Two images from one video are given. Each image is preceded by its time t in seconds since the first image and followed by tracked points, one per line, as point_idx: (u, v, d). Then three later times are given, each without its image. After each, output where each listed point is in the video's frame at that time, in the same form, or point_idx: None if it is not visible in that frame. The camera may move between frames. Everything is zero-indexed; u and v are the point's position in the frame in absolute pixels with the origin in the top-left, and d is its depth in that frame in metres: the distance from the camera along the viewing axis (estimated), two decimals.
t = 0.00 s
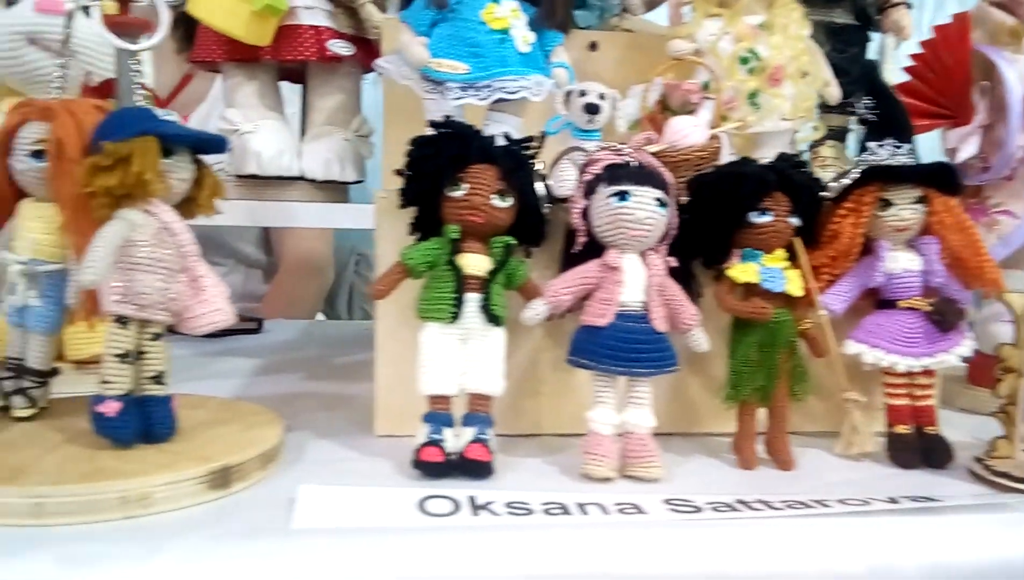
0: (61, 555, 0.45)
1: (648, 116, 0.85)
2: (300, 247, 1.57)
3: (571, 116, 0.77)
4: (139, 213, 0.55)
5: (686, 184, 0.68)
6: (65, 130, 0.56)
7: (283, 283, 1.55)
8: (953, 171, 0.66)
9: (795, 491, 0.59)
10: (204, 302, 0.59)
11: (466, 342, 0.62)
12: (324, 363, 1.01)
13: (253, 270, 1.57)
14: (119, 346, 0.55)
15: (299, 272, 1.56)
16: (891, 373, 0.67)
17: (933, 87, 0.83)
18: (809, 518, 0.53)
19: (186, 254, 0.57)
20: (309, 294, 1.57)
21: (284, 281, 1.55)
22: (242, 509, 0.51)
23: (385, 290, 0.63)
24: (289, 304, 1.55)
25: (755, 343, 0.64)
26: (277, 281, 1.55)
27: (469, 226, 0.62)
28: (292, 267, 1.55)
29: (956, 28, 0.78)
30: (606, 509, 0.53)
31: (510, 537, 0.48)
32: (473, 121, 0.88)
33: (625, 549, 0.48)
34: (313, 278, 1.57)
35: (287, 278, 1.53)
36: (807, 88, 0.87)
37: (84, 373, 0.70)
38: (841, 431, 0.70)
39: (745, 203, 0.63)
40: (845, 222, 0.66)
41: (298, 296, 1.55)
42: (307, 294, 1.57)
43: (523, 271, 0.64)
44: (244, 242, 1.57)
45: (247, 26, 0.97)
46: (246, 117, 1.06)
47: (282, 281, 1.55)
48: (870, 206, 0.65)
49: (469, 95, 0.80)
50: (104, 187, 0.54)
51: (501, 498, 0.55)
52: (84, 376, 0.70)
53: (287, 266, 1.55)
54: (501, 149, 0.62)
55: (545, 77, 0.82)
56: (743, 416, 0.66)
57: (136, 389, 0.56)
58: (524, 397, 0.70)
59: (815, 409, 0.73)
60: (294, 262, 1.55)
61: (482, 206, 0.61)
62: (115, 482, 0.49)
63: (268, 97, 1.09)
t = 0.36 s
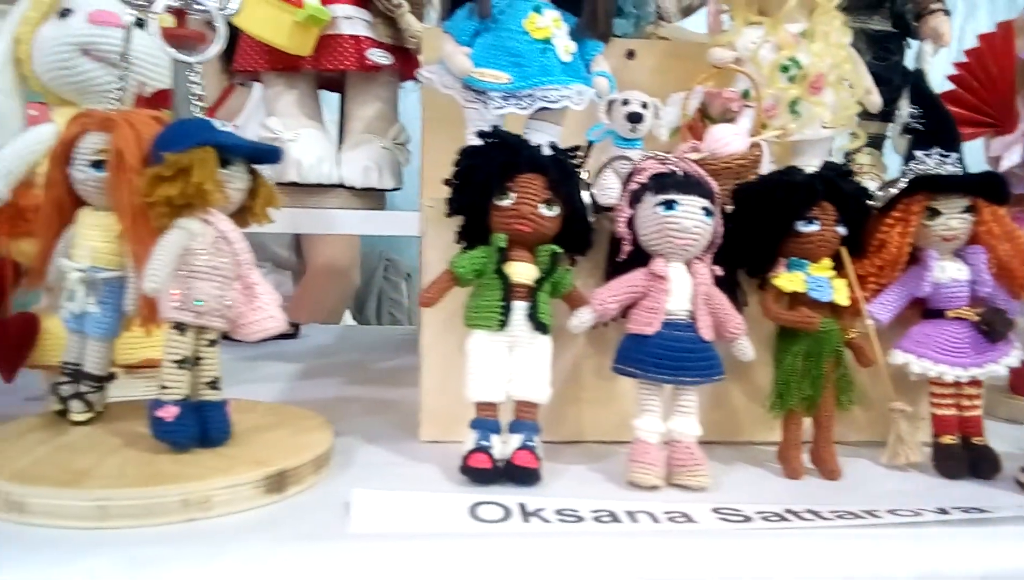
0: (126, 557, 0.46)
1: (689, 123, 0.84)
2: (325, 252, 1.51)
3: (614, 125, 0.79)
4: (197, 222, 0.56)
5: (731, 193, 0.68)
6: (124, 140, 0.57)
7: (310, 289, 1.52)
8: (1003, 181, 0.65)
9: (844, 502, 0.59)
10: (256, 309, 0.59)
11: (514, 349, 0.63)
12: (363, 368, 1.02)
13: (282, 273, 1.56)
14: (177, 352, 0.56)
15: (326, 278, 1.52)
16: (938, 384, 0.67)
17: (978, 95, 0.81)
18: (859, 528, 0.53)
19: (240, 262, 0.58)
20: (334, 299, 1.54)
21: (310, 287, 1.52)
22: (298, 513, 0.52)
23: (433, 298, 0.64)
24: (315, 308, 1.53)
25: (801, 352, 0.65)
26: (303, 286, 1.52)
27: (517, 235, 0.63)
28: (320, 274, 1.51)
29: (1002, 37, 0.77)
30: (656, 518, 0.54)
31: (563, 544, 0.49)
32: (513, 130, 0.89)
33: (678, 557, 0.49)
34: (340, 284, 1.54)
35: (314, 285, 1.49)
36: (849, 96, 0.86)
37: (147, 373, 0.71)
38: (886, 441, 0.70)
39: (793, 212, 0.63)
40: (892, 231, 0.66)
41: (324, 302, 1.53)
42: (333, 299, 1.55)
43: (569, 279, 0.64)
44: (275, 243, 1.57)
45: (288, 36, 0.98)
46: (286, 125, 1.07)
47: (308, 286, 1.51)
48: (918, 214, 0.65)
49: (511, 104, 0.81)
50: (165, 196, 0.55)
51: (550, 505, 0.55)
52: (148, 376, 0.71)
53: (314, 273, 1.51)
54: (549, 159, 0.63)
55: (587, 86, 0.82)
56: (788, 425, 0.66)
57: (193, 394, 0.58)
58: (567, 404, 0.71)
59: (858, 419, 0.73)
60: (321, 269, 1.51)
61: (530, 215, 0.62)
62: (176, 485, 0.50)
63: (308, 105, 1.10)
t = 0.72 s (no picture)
0: (166, 551, 0.46)
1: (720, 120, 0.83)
2: (353, 252, 1.54)
3: (646, 122, 0.78)
4: (235, 219, 0.57)
5: (766, 191, 0.67)
6: (164, 137, 0.58)
7: (338, 289, 1.54)
8: None
9: (881, 503, 0.58)
10: (291, 306, 0.60)
11: (548, 347, 0.63)
12: (391, 365, 1.02)
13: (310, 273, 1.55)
14: (214, 348, 0.57)
15: (354, 278, 1.55)
16: (975, 384, 0.66)
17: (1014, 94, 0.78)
18: (899, 530, 0.53)
19: (276, 259, 0.58)
20: (362, 299, 1.56)
21: (339, 287, 1.54)
22: (334, 510, 0.53)
23: (467, 295, 0.63)
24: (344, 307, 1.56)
25: (837, 352, 0.64)
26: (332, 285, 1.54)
27: (551, 233, 0.63)
28: (347, 273, 1.54)
29: None
30: (693, 518, 0.54)
31: (601, 543, 0.49)
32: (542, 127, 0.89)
33: (717, 557, 0.48)
34: (368, 283, 1.56)
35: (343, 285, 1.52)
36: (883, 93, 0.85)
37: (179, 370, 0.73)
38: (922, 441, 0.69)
39: (831, 210, 0.63)
40: (931, 229, 0.66)
41: (353, 302, 1.55)
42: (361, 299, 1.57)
43: (603, 276, 0.64)
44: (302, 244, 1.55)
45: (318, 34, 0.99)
46: (313, 123, 1.07)
47: (336, 286, 1.54)
48: (957, 213, 0.64)
49: (542, 101, 0.81)
50: (203, 193, 0.55)
51: (586, 503, 0.55)
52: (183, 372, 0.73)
53: (342, 273, 1.54)
54: (583, 156, 0.63)
55: (618, 83, 0.82)
56: (824, 425, 0.65)
57: (230, 390, 0.58)
58: (598, 402, 0.71)
59: (893, 419, 0.72)
60: (350, 268, 1.54)
61: (565, 212, 0.62)
62: (215, 481, 0.51)
63: (336, 103, 1.10)
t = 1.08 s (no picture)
0: (214, 558, 0.47)
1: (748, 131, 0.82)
2: (383, 261, 1.56)
3: (677, 133, 0.78)
4: (277, 231, 0.58)
5: (799, 203, 0.68)
6: (207, 149, 0.59)
7: (368, 296, 1.55)
8: None
9: (918, 516, 0.58)
10: (329, 316, 0.60)
11: (582, 358, 0.63)
12: (420, 372, 1.03)
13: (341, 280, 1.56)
14: (258, 357, 0.58)
15: (383, 286, 1.56)
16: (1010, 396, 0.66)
17: None
18: (938, 544, 0.53)
19: (315, 270, 0.59)
20: (392, 307, 1.57)
21: (368, 295, 1.56)
22: (375, 518, 0.53)
23: (501, 306, 0.64)
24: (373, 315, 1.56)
25: (872, 364, 0.64)
26: (363, 292, 1.55)
27: (585, 244, 0.63)
28: (376, 282, 1.55)
29: None
30: (730, 530, 0.54)
31: (639, 554, 0.49)
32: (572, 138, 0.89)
33: (756, 570, 0.49)
34: (398, 292, 1.57)
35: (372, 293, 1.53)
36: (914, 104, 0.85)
37: (219, 378, 0.77)
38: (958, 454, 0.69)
39: (866, 221, 0.63)
40: (966, 241, 0.66)
41: (383, 310, 1.56)
42: (391, 308, 1.58)
43: (637, 287, 0.65)
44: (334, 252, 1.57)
45: (349, 46, 1.00)
46: (343, 132, 1.09)
47: (367, 294, 1.55)
48: (991, 226, 0.65)
49: (572, 112, 0.81)
50: (247, 206, 0.57)
51: (623, 514, 0.55)
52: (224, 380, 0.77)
53: (371, 281, 1.55)
54: (617, 168, 0.64)
55: (648, 93, 0.82)
56: (859, 437, 0.65)
57: (272, 399, 0.59)
58: (631, 412, 0.71)
59: (927, 431, 0.72)
60: (378, 277, 1.55)
61: (599, 224, 0.62)
62: (259, 489, 0.52)
63: (365, 112, 1.12)
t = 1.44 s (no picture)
0: (249, 559, 0.48)
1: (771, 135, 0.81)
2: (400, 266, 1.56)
3: (701, 138, 0.79)
4: (308, 236, 0.59)
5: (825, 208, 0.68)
6: (240, 157, 0.60)
7: (385, 300, 1.57)
8: None
9: (946, 521, 0.58)
10: (358, 321, 0.60)
11: (608, 362, 0.64)
12: (441, 375, 1.04)
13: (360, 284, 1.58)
14: (288, 361, 0.58)
15: (400, 290, 1.57)
16: None
17: None
18: (967, 549, 0.53)
19: (345, 275, 0.60)
20: (409, 311, 1.59)
21: (385, 299, 1.57)
22: (405, 522, 0.54)
23: (528, 311, 0.64)
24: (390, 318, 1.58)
25: (898, 369, 0.64)
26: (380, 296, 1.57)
27: (612, 249, 0.63)
28: (393, 286, 1.56)
29: None
30: (758, 534, 0.54)
31: (669, 558, 0.49)
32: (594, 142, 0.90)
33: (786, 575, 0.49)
34: (414, 296, 1.58)
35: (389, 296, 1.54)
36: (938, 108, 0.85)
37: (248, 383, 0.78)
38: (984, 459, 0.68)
39: (893, 226, 0.63)
40: (993, 246, 0.66)
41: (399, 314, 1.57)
42: (407, 311, 1.59)
43: (663, 292, 0.65)
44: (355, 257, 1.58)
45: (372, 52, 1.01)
46: (365, 137, 1.09)
47: (384, 298, 1.57)
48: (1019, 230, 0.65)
49: (596, 117, 0.81)
50: (279, 213, 0.57)
51: (651, 518, 0.56)
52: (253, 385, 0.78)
53: (388, 285, 1.56)
54: (644, 174, 0.64)
55: (671, 98, 0.82)
56: (884, 442, 0.65)
57: (302, 402, 0.60)
58: (655, 416, 0.71)
59: (953, 436, 0.72)
60: (396, 281, 1.56)
61: (626, 229, 0.62)
62: (293, 491, 0.52)
63: (387, 117, 1.12)
